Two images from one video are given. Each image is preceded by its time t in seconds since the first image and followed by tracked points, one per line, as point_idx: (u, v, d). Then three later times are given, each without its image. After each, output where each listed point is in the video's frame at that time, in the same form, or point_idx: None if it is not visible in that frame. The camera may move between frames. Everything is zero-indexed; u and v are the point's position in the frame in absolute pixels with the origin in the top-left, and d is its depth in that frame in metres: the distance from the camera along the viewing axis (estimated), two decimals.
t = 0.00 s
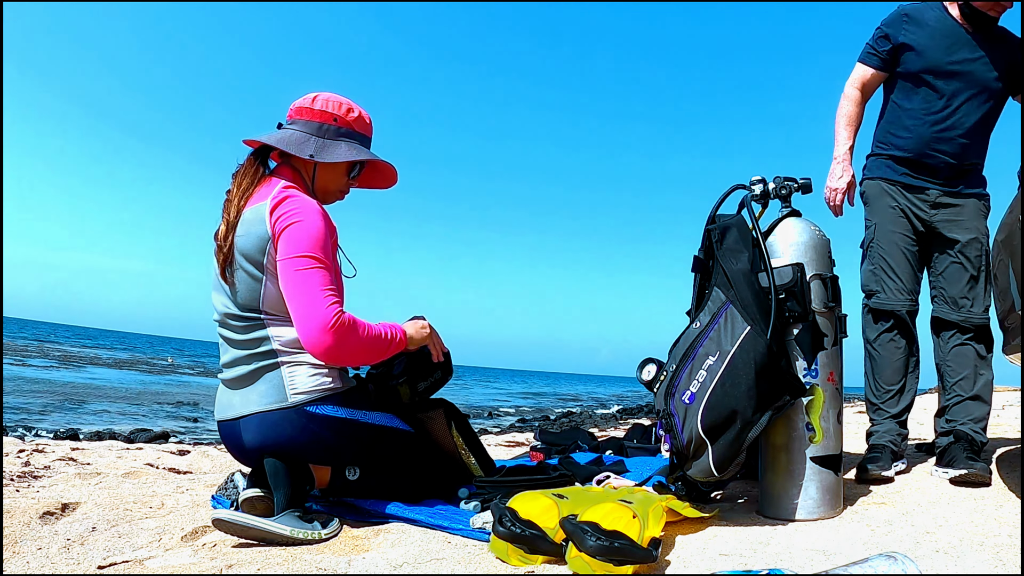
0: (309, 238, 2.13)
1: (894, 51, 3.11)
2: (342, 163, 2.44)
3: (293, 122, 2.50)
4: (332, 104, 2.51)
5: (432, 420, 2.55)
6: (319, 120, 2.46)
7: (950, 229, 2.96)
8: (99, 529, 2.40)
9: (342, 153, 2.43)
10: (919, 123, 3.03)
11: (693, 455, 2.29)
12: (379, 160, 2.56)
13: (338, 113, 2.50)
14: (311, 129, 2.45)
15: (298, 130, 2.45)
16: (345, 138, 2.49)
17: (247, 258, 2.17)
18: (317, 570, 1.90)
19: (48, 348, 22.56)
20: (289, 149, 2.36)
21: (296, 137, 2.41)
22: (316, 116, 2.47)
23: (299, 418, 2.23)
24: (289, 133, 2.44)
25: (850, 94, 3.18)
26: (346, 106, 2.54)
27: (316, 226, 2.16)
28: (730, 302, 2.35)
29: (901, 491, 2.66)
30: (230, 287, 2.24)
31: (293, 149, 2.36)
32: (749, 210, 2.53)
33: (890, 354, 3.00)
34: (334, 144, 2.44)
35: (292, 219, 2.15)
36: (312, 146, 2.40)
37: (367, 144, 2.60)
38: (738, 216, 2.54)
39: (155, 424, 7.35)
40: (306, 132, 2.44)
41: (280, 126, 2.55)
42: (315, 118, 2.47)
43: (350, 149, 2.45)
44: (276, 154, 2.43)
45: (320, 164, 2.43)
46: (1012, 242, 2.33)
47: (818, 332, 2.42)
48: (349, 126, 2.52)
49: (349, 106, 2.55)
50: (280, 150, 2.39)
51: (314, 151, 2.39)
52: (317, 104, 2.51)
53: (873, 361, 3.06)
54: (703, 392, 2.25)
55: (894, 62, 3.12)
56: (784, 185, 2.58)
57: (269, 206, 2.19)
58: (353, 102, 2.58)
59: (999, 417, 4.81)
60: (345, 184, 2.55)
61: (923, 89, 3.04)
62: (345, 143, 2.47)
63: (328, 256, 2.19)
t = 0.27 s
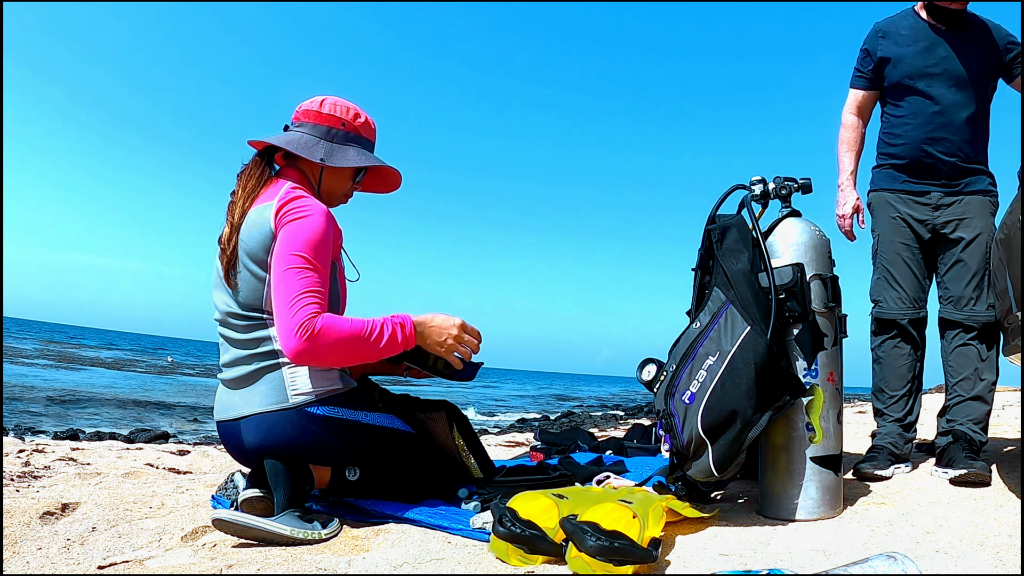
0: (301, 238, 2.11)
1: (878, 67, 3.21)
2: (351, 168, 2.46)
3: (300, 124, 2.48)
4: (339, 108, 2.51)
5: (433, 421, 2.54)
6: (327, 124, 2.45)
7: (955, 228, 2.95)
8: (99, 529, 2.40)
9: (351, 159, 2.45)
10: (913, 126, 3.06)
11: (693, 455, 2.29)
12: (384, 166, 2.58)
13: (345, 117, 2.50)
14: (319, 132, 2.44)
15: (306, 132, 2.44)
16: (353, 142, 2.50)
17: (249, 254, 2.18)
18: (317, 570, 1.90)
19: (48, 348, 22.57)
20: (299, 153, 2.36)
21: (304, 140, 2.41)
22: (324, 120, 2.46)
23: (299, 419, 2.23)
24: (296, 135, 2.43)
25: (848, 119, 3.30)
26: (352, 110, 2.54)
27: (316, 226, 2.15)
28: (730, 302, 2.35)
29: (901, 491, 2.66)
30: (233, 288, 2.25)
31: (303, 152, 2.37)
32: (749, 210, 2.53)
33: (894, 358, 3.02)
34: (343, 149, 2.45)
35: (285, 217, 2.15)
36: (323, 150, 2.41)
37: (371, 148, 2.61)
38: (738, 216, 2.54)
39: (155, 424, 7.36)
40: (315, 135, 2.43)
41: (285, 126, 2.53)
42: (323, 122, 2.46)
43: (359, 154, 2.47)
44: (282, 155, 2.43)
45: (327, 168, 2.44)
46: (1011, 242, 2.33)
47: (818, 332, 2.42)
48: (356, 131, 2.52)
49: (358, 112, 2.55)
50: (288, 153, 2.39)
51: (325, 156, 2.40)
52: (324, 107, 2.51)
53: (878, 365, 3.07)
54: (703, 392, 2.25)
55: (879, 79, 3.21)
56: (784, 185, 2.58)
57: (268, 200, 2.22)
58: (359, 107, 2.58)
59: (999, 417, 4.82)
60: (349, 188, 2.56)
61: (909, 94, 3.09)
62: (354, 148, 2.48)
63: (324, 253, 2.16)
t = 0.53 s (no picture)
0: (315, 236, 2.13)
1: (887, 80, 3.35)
2: (351, 167, 2.47)
3: (298, 126, 2.48)
4: (335, 109, 2.51)
5: (433, 420, 2.54)
6: (325, 125, 2.46)
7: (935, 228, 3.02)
8: (99, 529, 2.40)
9: (350, 159, 2.45)
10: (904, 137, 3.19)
11: (693, 455, 2.29)
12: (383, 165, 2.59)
13: (343, 118, 2.51)
14: (317, 134, 2.44)
15: (305, 134, 2.43)
16: (350, 142, 2.50)
17: (250, 252, 2.18)
18: (317, 570, 1.90)
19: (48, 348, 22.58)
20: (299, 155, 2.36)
21: (303, 142, 2.41)
22: (321, 122, 2.46)
23: (300, 418, 2.23)
24: (294, 137, 2.42)
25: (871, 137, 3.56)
26: (348, 111, 2.55)
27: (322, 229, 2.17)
28: (730, 302, 2.35)
29: (901, 491, 2.66)
30: (233, 286, 2.25)
31: (303, 154, 2.36)
32: (749, 210, 2.53)
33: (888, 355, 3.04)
34: (342, 150, 2.45)
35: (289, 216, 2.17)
36: (324, 151, 2.41)
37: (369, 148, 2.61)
38: (738, 216, 2.54)
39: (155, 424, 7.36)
40: (314, 136, 2.43)
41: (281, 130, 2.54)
42: (321, 124, 2.46)
43: (359, 154, 2.48)
44: (282, 159, 2.43)
45: (326, 168, 2.44)
46: (1012, 242, 2.33)
47: (818, 332, 2.42)
48: (354, 132, 2.53)
49: (353, 112, 2.56)
50: (288, 154, 2.39)
51: (326, 156, 2.40)
52: (321, 109, 2.51)
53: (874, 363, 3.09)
54: (703, 392, 2.25)
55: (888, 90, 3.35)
56: (784, 186, 2.58)
57: (269, 200, 2.23)
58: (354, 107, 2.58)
59: (999, 417, 4.82)
60: (348, 188, 2.56)
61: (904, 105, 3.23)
62: (353, 148, 2.49)
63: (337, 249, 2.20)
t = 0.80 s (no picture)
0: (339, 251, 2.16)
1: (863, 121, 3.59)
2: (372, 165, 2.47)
3: (316, 126, 2.49)
4: (353, 108, 2.51)
5: (433, 419, 2.53)
6: (343, 124, 2.46)
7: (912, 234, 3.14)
8: (99, 529, 2.40)
9: (370, 157, 2.45)
10: (881, 155, 3.34)
11: (693, 455, 2.29)
12: (402, 162, 2.59)
13: (361, 116, 2.50)
14: (336, 134, 2.44)
15: (324, 134, 2.44)
16: (370, 141, 2.50)
17: (275, 255, 2.18)
18: (317, 570, 1.90)
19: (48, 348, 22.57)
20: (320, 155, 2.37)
21: (323, 142, 2.41)
22: (339, 121, 2.46)
23: (300, 417, 2.23)
24: (313, 137, 2.43)
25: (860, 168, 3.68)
26: (365, 109, 2.54)
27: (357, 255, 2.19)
28: (730, 302, 2.35)
29: (901, 491, 2.66)
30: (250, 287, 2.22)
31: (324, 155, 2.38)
32: (749, 210, 2.53)
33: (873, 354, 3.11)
34: (363, 148, 2.46)
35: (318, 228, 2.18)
36: (343, 151, 2.42)
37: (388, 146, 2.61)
38: (738, 216, 2.54)
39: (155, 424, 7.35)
40: (333, 136, 2.43)
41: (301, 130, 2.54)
42: (340, 123, 2.46)
43: (379, 151, 2.47)
44: (300, 160, 2.42)
45: (347, 168, 2.45)
46: (1011, 241, 2.33)
47: (818, 332, 2.42)
48: (372, 129, 2.53)
49: (371, 109, 2.55)
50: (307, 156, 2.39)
51: (346, 156, 2.41)
52: (339, 107, 2.51)
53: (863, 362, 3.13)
54: (703, 392, 2.25)
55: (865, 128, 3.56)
56: (784, 185, 2.57)
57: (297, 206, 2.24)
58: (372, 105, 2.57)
59: (999, 417, 4.82)
60: (369, 185, 2.56)
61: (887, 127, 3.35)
62: (372, 146, 2.48)
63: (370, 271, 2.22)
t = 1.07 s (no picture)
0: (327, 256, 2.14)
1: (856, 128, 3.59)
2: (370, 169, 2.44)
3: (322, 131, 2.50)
4: (359, 113, 2.51)
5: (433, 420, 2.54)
6: (347, 129, 2.46)
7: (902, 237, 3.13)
8: (99, 529, 2.40)
9: (367, 161, 2.42)
10: (872, 159, 3.33)
11: (693, 455, 2.29)
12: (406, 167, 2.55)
13: (366, 121, 2.49)
14: (339, 138, 2.45)
15: (327, 139, 2.45)
16: (373, 146, 2.48)
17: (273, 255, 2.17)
18: (317, 570, 1.90)
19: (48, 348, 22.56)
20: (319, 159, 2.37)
21: (324, 147, 2.42)
22: (344, 125, 2.47)
23: (300, 415, 2.23)
24: (318, 142, 2.44)
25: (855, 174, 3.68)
26: (373, 114, 2.54)
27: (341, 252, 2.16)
28: (730, 302, 2.35)
29: (901, 491, 2.66)
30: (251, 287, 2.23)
31: (321, 158, 2.37)
32: (749, 210, 2.52)
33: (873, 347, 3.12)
34: (363, 152, 2.44)
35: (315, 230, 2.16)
36: (341, 155, 2.41)
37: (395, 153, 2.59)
38: (738, 216, 2.54)
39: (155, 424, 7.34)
40: (334, 141, 2.44)
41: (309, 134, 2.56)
42: (343, 128, 2.47)
43: (378, 156, 2.45)
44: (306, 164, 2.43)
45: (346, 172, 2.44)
46: (1011, 241, 2.33)
47: (818, 332, 2.42)
48: (377, 134, 2.51)
49: (378, 114, 2.54)
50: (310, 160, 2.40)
51: (342, 160, 2.39)
52: (345, 112, 2.51)
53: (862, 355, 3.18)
54: (703, 392, 2.25)
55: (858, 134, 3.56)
56: (784, 185, 2.57)
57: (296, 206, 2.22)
58: (380, 111, 2.57)
59: (999, 417, 4.82)
60: (372, 190, 2.54)
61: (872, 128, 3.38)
62: (372, 151, 2.46)
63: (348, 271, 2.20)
